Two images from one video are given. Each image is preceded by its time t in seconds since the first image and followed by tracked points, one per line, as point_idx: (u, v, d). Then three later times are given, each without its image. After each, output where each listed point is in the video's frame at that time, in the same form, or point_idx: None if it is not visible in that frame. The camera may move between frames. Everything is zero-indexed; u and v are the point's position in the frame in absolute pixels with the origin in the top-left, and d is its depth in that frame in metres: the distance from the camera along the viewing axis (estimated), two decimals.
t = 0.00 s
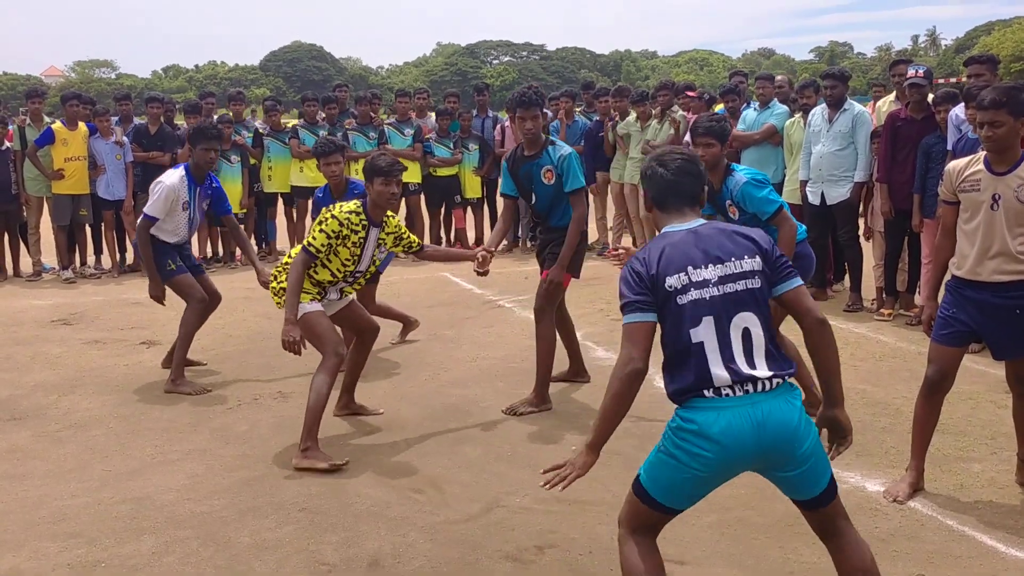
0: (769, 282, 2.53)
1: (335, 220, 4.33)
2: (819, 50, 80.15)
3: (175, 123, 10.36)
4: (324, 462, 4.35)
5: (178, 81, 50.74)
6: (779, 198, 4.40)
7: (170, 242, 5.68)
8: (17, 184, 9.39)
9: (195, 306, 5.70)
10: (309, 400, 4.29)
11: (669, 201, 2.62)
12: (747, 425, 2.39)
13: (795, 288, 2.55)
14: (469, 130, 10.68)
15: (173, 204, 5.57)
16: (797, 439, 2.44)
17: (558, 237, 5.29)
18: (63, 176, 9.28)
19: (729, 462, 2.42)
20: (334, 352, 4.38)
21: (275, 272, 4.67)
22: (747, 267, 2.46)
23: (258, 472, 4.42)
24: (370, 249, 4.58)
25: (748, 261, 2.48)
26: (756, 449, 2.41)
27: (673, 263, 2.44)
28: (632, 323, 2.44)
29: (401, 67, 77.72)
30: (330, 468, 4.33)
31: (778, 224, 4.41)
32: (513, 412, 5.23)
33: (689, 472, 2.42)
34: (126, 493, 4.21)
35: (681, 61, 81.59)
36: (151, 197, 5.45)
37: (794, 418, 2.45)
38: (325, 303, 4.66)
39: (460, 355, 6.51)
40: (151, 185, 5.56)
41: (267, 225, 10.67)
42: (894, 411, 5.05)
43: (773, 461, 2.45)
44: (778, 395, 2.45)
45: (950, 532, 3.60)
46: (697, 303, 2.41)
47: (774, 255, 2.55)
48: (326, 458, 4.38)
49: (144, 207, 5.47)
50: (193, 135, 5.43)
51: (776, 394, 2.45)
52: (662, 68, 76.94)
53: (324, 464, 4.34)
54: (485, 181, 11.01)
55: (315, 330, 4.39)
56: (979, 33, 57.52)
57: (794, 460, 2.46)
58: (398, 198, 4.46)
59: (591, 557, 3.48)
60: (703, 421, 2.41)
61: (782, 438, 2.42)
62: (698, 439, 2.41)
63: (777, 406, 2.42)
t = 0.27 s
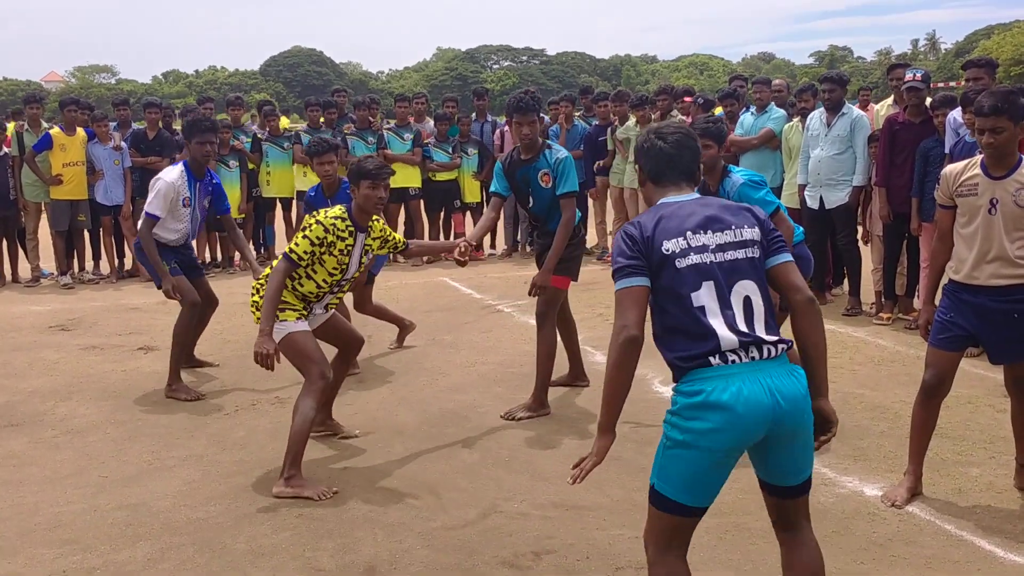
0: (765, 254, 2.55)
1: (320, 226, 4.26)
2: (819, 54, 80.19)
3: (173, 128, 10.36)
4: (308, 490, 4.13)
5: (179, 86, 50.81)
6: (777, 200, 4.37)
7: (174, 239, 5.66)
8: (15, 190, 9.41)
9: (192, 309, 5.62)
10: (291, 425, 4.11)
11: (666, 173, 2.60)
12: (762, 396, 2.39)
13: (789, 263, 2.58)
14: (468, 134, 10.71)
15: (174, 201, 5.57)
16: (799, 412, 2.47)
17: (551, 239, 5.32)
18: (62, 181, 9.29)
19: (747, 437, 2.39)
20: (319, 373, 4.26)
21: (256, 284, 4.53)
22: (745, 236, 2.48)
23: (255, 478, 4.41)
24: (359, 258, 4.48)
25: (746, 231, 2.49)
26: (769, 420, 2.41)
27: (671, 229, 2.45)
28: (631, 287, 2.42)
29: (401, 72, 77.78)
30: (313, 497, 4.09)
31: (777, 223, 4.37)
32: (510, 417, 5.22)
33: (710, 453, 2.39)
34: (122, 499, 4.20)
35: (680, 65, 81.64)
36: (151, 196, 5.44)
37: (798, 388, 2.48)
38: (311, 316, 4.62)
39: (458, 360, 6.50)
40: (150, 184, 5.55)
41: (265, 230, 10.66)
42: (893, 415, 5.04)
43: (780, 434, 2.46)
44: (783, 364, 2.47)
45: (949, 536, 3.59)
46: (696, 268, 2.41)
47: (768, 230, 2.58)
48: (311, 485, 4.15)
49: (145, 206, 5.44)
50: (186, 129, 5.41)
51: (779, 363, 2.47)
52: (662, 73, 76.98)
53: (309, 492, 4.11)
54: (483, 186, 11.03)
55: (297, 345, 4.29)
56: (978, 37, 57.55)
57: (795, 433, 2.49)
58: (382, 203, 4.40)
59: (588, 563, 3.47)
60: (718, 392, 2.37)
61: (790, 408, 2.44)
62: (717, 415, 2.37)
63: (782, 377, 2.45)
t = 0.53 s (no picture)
0: (738, 293, 2.45)
1: (315, 229, 4.26)
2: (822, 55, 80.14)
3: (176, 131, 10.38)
4: (309, 491, 4.14)
5: (182, 89, 50.91)
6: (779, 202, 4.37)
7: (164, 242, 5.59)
8: (17, 193, 9.43)
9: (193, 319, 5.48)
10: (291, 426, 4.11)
11: (643, 200, 2.64)
12: (705, 438, 2.31)
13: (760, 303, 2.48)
14: (469, 137, 10.71)
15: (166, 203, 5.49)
16: (744, 453, 2.39)
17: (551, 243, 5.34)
18: (64, 184, 9.27)
19: (687, 480, 2.32)
20: (318, 374, 4.29)
21: (250, 288, 4.51)
22: (716, 273, 2.38)
23: (255, 480, 4.41)
24: (351, 260, 4.49)
25: (719, 268, 2.39)
26: (711, 462, 2.33)
27: (642, 259, 2.36)
28: (594, 316, 2.36)
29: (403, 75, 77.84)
30: (316, 498, 4.10)
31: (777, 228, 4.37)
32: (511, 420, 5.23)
33: (648, 497, 2.33)
34: (123, 501, 4.20)
35: (683, 68, 81.65)
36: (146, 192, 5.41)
37: (744, 431, 2.38)
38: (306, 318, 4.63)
39: (460, 362, 6.51)
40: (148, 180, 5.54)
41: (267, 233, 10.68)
42: (894, 417, 5.04)
43: (723, 474, 2.39)
44: (732, 404, 2.38)
45: (949, 538, 3.58)
46: (663, 303, 2.33)
47: (745, 268, 2.48)
48: (311, 486, 4.17)
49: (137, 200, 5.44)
50: (194, 136, 5.36)
51: (728, 403, 2.37)
52: (665, 75, 76.98)
53: (310, 492, 4.12)
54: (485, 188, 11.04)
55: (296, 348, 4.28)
56: (982, 39, 57.50)
57: (738, 475, 2.41)
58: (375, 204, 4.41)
59: (588, 565, 3.47)
60: (658, 431, 2.31)
61: (734, 451, 2.36)
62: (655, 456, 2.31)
63: (730, 419, 2.36)
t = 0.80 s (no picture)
0: (670, 302, 2.43)
1: (318, 243, 4.29)
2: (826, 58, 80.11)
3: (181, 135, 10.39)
4: (316, 493, 4.15)
5: (187, 93, 51.02)
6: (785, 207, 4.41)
7: (181, 276, 5.12)
8: (23, 197, 9.45)
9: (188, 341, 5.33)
10: (300, 429, 4.11)
11: (580, 203, 2.48)
12: (610, 441, 2.31)
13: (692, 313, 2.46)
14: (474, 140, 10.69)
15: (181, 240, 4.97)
16: (652, 469, 2.36)
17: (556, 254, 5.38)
18: (69, 187, 9.31)
19: (588, 478, 2.33)
20: (329, 380, 4.28)
21: (256, 301, 4.54)
22: (646, 282, 2.37)
23: (260, 483, 4.41)
24: (356, 273, 4.53)
25: (650, 277, 2.38)
26: (613, 467, 2.33)
27: (573, 266, 2.36)
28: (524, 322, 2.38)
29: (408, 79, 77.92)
30: (322, 499, 4.11)
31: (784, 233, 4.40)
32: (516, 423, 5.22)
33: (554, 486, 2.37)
34: (128, 505, 4.20)
35: (688, 71, 81.64)
36: (158, 232, 4.82)
37: (658, 444, 2.36)
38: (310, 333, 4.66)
39: (465, 366, 6.51)
40: (153, 219, 4.90)
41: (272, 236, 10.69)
42: (900, 420, 5.02)
43: (633, 483, 2.36)
44: (649, 415, 2.36)
45: (955, 542, 3.57)
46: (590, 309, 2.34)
47: (679, 277, 2.45)
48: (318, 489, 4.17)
49: (149, 245, 4.83)
50: (199, 159, 4.92)
51: (647, 413, 2.36)
52: (670, 78, 76.95)
53: (316, 494, 4.13)
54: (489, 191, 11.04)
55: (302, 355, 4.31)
56: (987, 42, 57.41)
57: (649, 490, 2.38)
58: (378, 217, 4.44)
59: (593, 568, 3.46)
60: (566, 425, 2.35)
61: (641, 461, 2.34)
62: (562, 449, 2.35)
63: (642, 429, 2.34)
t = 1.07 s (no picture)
0: (631, 254, 2.72)
1: (327, 248, 4.31)
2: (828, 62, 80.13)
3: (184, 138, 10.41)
4: (317, 496, 4.13)
5: (189, 95, 51.08)
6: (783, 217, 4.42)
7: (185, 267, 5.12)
8: (26, 199, 9.47)
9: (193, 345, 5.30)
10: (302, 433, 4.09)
11: (548, 175, 2.78)
12: (598, 388, 2.59)
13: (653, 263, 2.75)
14: (476, 144, 10.71)
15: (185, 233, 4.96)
16: (636, 404, 2.67)
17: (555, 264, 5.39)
18: (73, 191, 9.32)
19: (583, 427, 2.60)
20: (329, 384, 4.28)
21: (259, 302, 4.54)
22: (607, 236, 2.67)
23: (263, 486, 4.42)
24: (360, 279, 4.57)
25: (610, 232, 2.67)
26: (604, 409, 2.61)
27: (539, 227, 2.67)
28: (499, 283, 2.68)
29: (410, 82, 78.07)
30: (322, 503, 4.10)
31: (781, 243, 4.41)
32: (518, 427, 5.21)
33: (551, 439, 2.61)
34: (131, 507, 4.21)
35: (690, 75, 81.67)
36: (163, 225, 4.80)
37: (638, 382, 2.66)
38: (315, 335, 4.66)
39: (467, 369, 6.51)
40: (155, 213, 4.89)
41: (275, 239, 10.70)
42: (902, 425, 5.02)
43: (618, 421, 2.67)
44: (626, 358, 2.66)
45: (958, 547, 3.57)
46: (558, 263, 2.63)
47: (639, 230, 2.74)
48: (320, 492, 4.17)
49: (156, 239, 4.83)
50: (199, 152, 4.92)
51: (623, 354, 2.65)
52: (672, 82, 76.96)
53: (318, 497, 4.12)
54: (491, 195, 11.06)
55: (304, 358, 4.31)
56: (989, 46, 57.41)
57: (634, 421, 2.69)
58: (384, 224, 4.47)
59: (595, 572, 3.46)
60: (556, 379, 2.61)
61: (627, 401, 2.63)
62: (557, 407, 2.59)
63: (626, 369, 2.64)
